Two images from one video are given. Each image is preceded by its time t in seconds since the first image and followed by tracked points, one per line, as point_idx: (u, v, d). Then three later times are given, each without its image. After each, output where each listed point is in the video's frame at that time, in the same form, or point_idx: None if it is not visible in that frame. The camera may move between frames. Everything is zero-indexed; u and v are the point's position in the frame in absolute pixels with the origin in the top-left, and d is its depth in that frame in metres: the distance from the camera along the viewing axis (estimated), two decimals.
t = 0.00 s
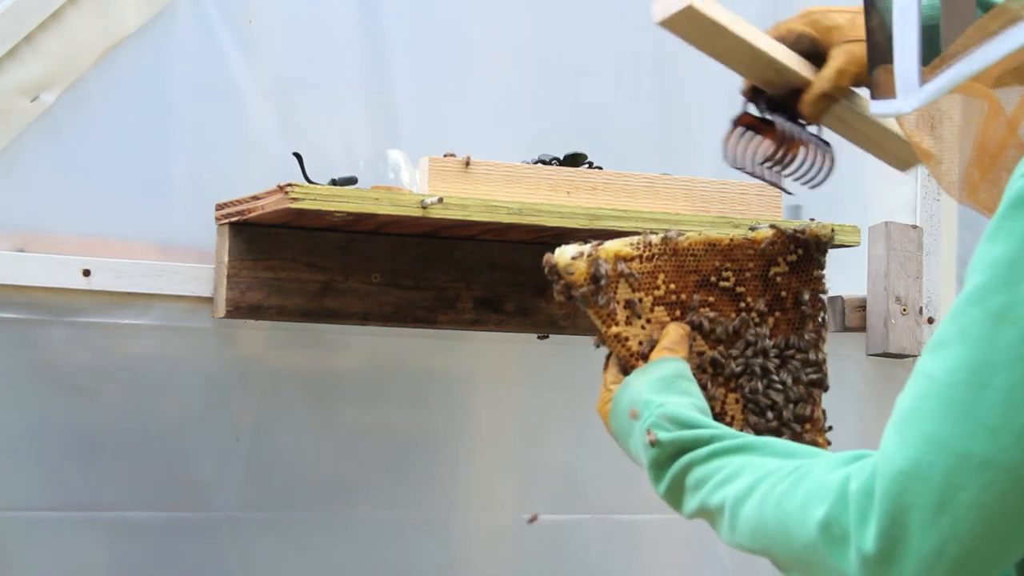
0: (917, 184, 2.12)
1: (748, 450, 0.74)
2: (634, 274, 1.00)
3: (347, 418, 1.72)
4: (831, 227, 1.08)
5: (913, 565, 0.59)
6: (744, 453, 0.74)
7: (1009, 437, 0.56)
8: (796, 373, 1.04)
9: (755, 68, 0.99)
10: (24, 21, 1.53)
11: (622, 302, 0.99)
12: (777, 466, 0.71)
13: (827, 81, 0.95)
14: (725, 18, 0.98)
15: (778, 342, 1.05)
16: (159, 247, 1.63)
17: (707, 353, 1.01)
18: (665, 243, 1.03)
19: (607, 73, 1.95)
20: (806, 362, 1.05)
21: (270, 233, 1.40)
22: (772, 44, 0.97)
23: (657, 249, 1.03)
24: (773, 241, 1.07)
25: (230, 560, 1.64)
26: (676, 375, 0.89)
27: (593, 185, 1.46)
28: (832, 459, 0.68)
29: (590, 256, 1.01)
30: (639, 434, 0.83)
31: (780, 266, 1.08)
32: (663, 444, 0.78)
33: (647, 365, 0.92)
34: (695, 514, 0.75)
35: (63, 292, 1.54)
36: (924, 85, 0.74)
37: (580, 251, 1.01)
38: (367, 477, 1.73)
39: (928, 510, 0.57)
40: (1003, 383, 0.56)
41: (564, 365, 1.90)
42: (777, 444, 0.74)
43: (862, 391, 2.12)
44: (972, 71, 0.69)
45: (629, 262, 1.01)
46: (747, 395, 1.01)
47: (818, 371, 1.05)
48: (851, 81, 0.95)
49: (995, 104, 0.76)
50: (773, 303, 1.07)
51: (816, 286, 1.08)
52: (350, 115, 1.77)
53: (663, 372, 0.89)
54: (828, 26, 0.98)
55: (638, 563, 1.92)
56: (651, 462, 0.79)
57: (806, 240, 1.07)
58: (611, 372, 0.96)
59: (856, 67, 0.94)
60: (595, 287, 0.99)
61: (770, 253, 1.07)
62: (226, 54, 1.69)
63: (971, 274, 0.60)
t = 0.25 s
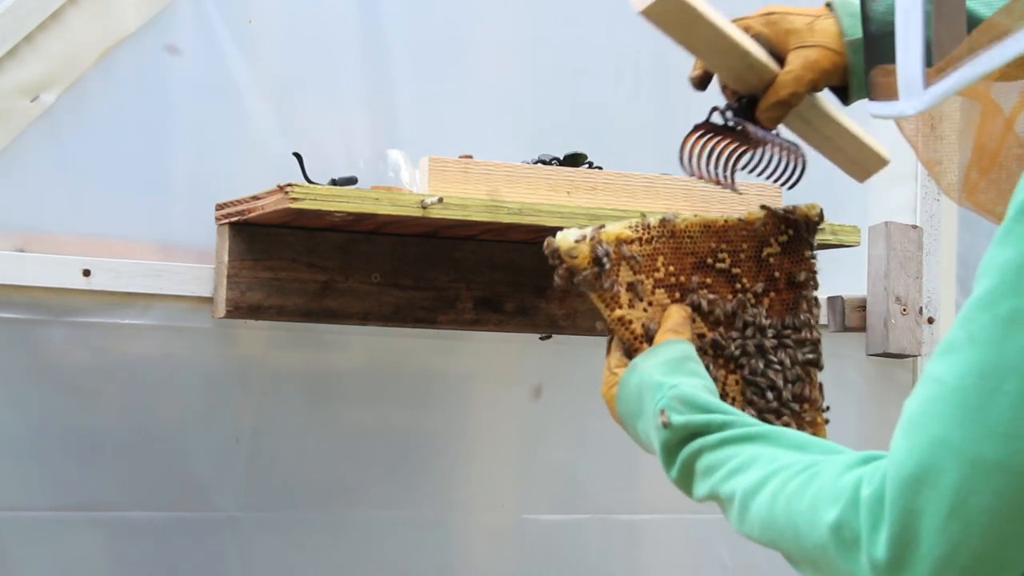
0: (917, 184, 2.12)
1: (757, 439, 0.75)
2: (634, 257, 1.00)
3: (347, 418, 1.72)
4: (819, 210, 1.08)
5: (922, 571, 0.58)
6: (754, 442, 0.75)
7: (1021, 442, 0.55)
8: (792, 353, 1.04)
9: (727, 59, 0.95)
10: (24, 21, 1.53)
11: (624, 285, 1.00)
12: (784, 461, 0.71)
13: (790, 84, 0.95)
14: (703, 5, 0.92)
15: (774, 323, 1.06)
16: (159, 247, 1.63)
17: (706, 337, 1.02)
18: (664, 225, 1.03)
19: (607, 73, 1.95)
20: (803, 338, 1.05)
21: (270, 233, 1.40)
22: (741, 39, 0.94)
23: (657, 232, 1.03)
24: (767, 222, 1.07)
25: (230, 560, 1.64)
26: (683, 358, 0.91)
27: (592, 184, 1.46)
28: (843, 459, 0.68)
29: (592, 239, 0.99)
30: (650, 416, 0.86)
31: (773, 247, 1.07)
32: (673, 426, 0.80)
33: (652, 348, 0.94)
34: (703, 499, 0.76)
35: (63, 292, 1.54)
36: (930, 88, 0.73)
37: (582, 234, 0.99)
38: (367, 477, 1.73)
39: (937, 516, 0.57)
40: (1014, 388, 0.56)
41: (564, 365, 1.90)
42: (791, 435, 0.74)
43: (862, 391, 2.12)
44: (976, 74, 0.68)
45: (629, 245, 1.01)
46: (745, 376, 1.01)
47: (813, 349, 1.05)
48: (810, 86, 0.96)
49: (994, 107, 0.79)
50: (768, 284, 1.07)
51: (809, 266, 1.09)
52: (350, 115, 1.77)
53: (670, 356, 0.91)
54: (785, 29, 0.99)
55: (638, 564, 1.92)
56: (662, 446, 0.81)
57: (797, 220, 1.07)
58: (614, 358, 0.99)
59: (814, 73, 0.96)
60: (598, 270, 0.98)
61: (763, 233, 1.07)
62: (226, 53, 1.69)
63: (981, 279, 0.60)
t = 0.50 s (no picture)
0: (917, 184, 2.12)
1: (765, 426, 0.75)
2: (642, 237, 1.00)
3: (347, 418, 1.72)
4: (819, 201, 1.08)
5: (925, 571, 0.59)
6: (761, 428, 0.75)
7: None
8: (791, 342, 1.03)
9: (693, 77, 0.99)
10: (24, 21, 1.53)
11: (631, 265, 1.00)
12: (791, 451, 0.71)
13: (759, 96, 1.01)
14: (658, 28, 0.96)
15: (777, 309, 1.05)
16: (159, 247, 1.63)
17: (710, 321, 1.01)
18: (671, 207, 1.03)
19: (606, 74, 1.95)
20: (803, 330, 1.05)
21: (270, 233, 1.40)
22: (704, 57, 0.98)
23: (663, 214, 1.02)
24: (767, 211, 1.07)
25: (230, 560, 1.64)
26: (689, 338, 0.91)
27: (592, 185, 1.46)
28: (849, 455, 0.68)
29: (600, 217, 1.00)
30: (655, 395, 0.86)
31: (775, 235, 1.07)
32: (680, 405, 0.80)
33: (657, 329, 0.94)
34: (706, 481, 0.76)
35: (63, 292, 1.55)
36: (932, 89, 0.73)
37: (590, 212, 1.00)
38: (367, 477, 1.73)
39: (942, 516, 0.58)
40: (1021, 389, 0.57)
41: (563, 365, 1.90)
42: (797, 424, 0.74)
43: (862, 391, 2.12)
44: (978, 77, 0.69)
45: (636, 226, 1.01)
46: (746, 363, 1.01)
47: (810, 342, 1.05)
48: (779, 96, 1.01)
49: (993, 109, 0.79)
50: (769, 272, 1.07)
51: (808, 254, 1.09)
52: (350, 114, 1.77)
53: (677, 335, 0.91)
54: (751, 40, 1.04)
55: (638, 564, 1.92)
56: (667, 425, 0.81)
57: (799, 210, 1.07)
58: (618, 335, 0.98)
59: (781, 83, 1.01)
60: (603, 249, 0.98)
61: (766, 221, 1.07)
62: (225, 53, 1.69)
63: (989, 279, 0.60)
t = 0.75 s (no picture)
0: (917, 184, 2.12)
1: (767, 423, 0.75)
2: (646, 233, 1.00)
3: (347, 418, 1.72)
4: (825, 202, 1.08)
5: (923, 567, 0.59)
6: (763, 425, 0.75)
7: None
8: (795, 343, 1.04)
9: (679, 87, 1.02)
10: (24, 21, 1.53)
11: (635, 261, 1.00)
12: (792, 448, 0.71)
13: (747, 102, 1.03)
14: (641, 44, 0.98)
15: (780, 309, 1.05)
16: (159, 247, 1.63)
17: (713, 319, 1.01)
18: (676, 204, 1.02)
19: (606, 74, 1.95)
20: (807, 329, 1.06)
21: (270, 233, 1.40)
22: (687, 68, 1.01)
23: (668, 211, 1.02)
24: (772, 210, 1.06)
25: (230, 560, 1.64)
26: (692, 334, 0.91)
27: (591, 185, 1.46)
28: (848, 451, 0.68)
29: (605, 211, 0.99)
30: (657, 390, 0.86)
31: (779, 235, 1.07)
32: (681, 401, 0.79)
33: (660, 325, 0.94)
34: (706, 477, 0.76)
35: (63, 292, 1.54)
36: (931, 88, 0.74)
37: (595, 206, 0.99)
38: (367, 477, 1.73)
39: (941, 513, 0.58)
40: (1021, 387, 0.57)
41: (563, 365, 1.90)
42: (797, 421, 0.74)
43: (862, 391, 2.12)
44: (972, 78, 0.68)
45: (640, 222, 1.01)
46: (750, 363, 1.02)
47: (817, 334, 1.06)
48: (766, 101, 1.04)
49: (994, 108, 0.78)
50: (773, 271, 1.07)
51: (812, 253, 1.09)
52: (350, 114, 1.77)
53: (679, 331, 0.91)
54: (737, 46, 1.06)
55: (637, 564, 1.92)
56: (668, 420, 0.81)
57: (802, 211, 1.07)
58: (621, 331, 0.98)
59: (769, 88, 1.04)
60: (608, 243, 0.98)
61: (770, 220, 1.06)
62: (225, 54, 1.69)
63: (989, 278, 0.60)
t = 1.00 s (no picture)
0: (917, 184, 2.12)
1: (761, 416, 0.74)
2: (644, 226, 1.00)
3: (346, 418, 1.72)
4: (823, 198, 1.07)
5: (916, 562, 0.58)
6: (758, 419, 0.74)
7: None
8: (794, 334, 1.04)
9: (668, 117, 1.02)
10: (24, 21, 1.53)
11: (634, 254, 1.00)
12: (786, 441, 0.70)
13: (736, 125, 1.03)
14: (625, 78, 0.99)
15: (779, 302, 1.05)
16: (159, 247, 1.63)
17: (710, 312, 1.01)
18: (675, 197, 1.02)
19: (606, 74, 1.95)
20: (806, 323, 1.05)
21: (270, 233, 1.40)
22: (674, 97, 1.02)
23: (668, 204, 1.02)
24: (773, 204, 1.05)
25: (230, 560, 1.64)
26: (688, 328, 0.91)
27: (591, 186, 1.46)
28: (842, 445, 0.67)
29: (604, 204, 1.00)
30: (654, 384, 0.85)
31: (779, 229, 1.06)
32: (677, 393, 0.79)
33: (658, 317, 0.94)
34: (700, 470, 0.76)
35: (63, 292, 1.54)
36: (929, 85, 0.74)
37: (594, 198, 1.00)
38: (367, 477, 1.73)
39: (935, 509, 0.57)
40: (1018, 384, 0.55)
41: (563, 365, 1.90)
42: (792, 414, 0.73)
43: (862, 391, 2.12)
44: (969, 72, 0.68)
45: (639, 215, 1.01)
46: (748, 357, 1.01)
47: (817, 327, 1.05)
48: (755, 122, 1.04)
49: (994, 109, 0.77)
50: (773, 265, 1.06)
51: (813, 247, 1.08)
52: (350, 114, 1.77)
53: (676, 325, 0.91)
54: (722, 69, 1.07)
55: (638, 564, 1.92)
56: (664, 413, 0.81)
57: (805, 205, 1.06)
58: (618, 325, 0.98)
59: (757, 109, 1.04)
60: (606, 236, 0.99)
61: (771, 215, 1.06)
62: (226, 54, 1.69)
63: (988, 276, 0.59)
